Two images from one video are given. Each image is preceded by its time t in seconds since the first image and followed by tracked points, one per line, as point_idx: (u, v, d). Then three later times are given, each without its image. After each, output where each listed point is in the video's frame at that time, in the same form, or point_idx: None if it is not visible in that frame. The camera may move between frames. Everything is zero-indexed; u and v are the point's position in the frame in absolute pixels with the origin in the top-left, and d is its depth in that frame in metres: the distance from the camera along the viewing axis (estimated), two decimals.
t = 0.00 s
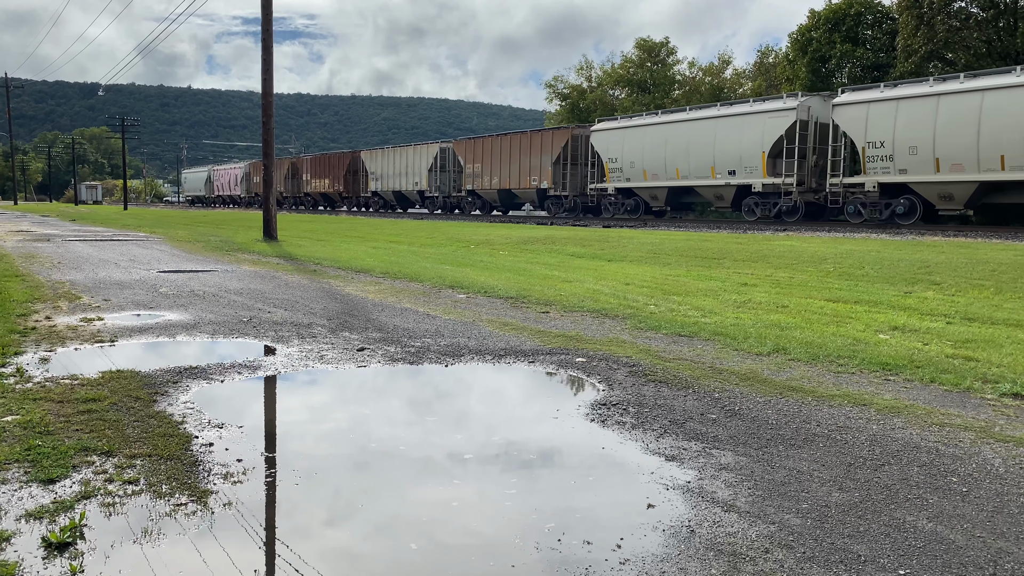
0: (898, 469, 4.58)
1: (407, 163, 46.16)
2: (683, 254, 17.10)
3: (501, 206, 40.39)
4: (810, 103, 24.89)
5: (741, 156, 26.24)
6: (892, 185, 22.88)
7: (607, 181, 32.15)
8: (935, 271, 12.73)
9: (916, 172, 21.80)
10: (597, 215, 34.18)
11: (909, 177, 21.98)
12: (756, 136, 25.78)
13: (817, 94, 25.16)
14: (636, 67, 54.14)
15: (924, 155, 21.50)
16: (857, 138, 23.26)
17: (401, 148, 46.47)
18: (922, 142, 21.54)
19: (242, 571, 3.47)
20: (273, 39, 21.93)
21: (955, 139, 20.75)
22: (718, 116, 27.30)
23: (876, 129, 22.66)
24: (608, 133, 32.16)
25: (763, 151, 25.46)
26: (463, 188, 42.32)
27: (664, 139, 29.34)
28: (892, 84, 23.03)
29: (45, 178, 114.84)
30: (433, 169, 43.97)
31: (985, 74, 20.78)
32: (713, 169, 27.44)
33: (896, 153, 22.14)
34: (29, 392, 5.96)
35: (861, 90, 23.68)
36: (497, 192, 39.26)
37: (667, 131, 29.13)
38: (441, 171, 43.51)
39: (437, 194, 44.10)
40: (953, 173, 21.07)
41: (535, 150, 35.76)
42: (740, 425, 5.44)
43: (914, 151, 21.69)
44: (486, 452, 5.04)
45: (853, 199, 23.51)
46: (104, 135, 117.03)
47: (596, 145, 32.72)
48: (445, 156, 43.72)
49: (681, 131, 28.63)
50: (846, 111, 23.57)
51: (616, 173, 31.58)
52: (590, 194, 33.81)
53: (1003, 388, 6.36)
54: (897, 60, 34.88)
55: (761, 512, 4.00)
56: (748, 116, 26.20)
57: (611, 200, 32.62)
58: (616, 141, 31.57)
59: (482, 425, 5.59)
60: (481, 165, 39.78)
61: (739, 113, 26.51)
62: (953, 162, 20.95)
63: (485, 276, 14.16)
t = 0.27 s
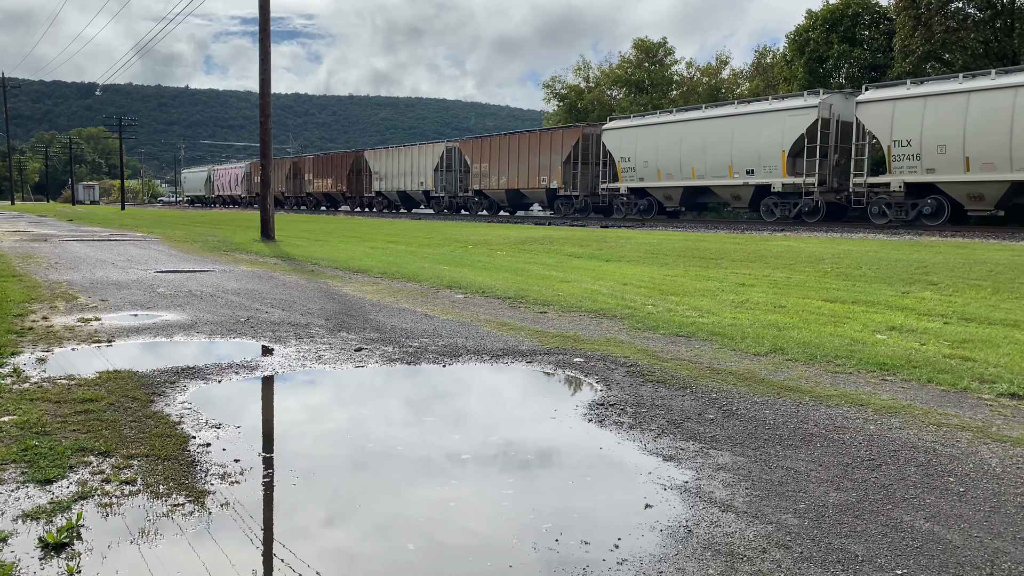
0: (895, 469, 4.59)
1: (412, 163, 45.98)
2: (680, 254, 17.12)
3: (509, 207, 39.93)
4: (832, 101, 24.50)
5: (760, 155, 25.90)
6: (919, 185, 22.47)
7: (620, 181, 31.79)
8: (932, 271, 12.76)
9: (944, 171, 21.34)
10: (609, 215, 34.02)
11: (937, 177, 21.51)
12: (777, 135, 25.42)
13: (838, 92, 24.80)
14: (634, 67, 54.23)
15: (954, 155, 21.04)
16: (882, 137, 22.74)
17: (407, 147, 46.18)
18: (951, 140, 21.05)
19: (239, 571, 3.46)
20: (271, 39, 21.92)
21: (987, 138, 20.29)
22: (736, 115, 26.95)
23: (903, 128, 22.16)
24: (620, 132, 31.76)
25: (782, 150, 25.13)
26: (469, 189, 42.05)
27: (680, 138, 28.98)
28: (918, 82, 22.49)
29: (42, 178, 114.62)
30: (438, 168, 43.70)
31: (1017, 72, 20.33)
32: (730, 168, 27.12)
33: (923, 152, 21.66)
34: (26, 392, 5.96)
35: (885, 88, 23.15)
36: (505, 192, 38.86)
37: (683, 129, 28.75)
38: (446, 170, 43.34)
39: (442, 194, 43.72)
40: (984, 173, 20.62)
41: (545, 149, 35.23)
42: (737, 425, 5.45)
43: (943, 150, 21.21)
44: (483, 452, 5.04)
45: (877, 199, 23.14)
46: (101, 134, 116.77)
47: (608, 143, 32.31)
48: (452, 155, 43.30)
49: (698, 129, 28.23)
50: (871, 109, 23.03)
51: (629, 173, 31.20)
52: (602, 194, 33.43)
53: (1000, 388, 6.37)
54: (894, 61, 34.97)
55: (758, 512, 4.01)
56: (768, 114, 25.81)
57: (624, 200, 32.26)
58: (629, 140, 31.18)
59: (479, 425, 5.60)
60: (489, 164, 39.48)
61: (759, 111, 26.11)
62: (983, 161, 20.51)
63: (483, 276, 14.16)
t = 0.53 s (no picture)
0: (892, 469, 4.59)
1: (416, 163, 45.96)
2: (678, 254, 17.13)
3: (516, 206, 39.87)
4: (853, 99, 23.96)
5: (780, 154, 25.14)
6: (947, 185, 21.59)
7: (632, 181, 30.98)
8: (929, 271, 12.79)
9: (974, 171, 20.45)
10: (621, 215, 33.60)
11: (967, 176, 20.60)
12: (797, 133, 24.67)
13: (860, 89, 24.24)
14: (632, 68, 54.23)
15: (985, 153, 20.15)
16: (909, 136, 21.92)
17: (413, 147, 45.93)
18: (982, 139, 20.18)
19: (237, 571, 3.46)
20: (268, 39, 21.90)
21: (1020, 135, 19.42)
22: (755, 112, 26.15)
23: (931, 126, 21.33)
24: (633, 130, 30.96)
25: (804, 150, 24.39)
26: (477, 189, 41.80)
27: (695, 136, 28.19)
28: (947, 78, 21.64)
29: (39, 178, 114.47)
30: (444, 168, 43.69)
31: None
32: (748, 167, 26.31)
33: (953, 152, 20.82)
34: (22, 393, 5.95)
35: (912, 86, 22.36)
36: (512, 192, 38.56)
37: (699, 127, 28.01)
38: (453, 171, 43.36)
39: (448, 194, 43.85)
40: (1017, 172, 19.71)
41: (554, 148, 34.74)
42: (735, 425, 5.45)
43: (973, 148, 20.35)
44: (481, 452, 5.04)
45: (901, 200, 22.28)
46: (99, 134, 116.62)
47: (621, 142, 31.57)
48: (457, 156, 43.43)
49: (715, 127, 27.46)
50: (897, 107, 22.22)
51: (643, 172, 30.41)
52: (614, 195, 32.74)
53: (996, 388, 6.38)
54: (891, 61, 35.00)
55: (755, 512, 4.01)
56: (788, 112, 25.07)
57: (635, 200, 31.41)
58: (643, 138, 30.43)
59: (478, 425, 5.60)
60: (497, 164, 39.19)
61: (778, 109, 25.36)
62: (1016, 161, 19.58)
63: (480, 276, 14.16)
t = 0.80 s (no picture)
0: (888, 469, 4.60)
1: (421, 163, 45.88)
2: (674, 254, 17.14)
3: (524, 207, 39.49)
4: (878, 96, 23.22)
5: (800, 154, 24.54)
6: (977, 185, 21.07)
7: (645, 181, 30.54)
8: (925, 271, 12.82)
9: (1006, 171, 19.84)
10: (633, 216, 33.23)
11: (998, 176, 20.01)
12: (818, 132, 24.02)
13: (884, 87, 23.54)
14: (629, 68, 54.22)
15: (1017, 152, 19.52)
16: (937, 135, 21.34)
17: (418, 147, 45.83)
18: (1014, 137, 19.56)
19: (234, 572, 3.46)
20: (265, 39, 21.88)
21: None
22: (774, 111, 25.52)
23: (960, 125, 20.74)
24: (646, 128, 30.43)
25: (825, 149, 23.73)
26: (483, 188, 41.54)
27: (711, 135, 27.65)
28: (977, 76, 21.02)
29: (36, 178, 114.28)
30: (450, 168, 43.54)
31: None
32: (767, 167, 25.76)
33: (982, 151, 20.23)
34: (18, 392, 5.94)
35: (940, 82, 21.71)
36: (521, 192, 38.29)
37: (715, 126, 27.41)
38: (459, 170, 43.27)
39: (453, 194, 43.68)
40: None
41: (564, 148, 34.56)
42: (732, 425, 5.46)
43: (1004, 147, 19.74)
44: (479, 452, 5.04)
45: (928, 200, 21.64)
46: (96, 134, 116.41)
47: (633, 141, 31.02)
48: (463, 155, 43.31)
49: (732, 126, 26.84)
50: (925, 104, 21.60)
51: (656, 172, 29.90)
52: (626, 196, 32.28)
53: (992, 388, 6.40)
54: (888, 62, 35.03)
55: (752, 513, 4.01)
56: (807, 111, 24.41)
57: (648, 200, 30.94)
58: (656, 137, 29.89)
59: (476, 426, 5.60)
60: (504, 164, 39.01)
61: (798, 107, 24.70)
62: None
63: (476, 276, 14.18)
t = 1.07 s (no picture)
0: (884, 468, 4.61)
1: (425, 163, 45.86)
2: (671, 254, 17.16)
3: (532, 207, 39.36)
4: (902, 94, 22.90)
5: (821, 153, 24.39)
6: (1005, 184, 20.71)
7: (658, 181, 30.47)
8: (921, 271, 12.87)
9: None
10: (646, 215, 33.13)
11: None
12: (841, 131, 23.84)
13: (908, 84, 23.22)
14: (625, 68, 54.30)
15: None
16: (965, 133, 21.08)
17: (422, 146, 45.77)
18: None
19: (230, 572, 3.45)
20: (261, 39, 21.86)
21: None
22: (793, 109, 25.38)
23: (990, 123, 20.50)
24: (660, 127, 30.29)
25: (848, 148, 23.54)
26: (490, 188, 41.48)
27: (728, 134, 27.52)
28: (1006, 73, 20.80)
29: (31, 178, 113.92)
30: (455, 168, 43.47)
31: None
32: (786, 167, 25.64)
33: (1015, 150, 20.02)
34: (12, 393, 5.93)
35: (967, 79, 21.43)
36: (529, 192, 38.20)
37: (733, 125, 27.29)
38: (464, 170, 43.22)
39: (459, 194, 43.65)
40: None
41: (574, 147, 34.49)
42: (728, 425, 5.47)
43: None
44: (477, 452, 5.04)
45: (955, 200, 21.36)
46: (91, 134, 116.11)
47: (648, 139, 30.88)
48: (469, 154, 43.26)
49: (750, 125, 26.71)
50: (953, 102, 21.33)
51: (670, 171, 29.80)
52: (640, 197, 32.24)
53: (988, 388, 6.41)
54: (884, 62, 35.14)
55: (748, 512, 4.02)
56: (829, 109, 24.25)
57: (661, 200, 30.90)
58: (671, 136, 29.77)
59: (473, 426, 5.60)
60: (511, 164, 38.95)
61: (819, 105, 24.53)
62: None
63: (473, 276, 14.19)
